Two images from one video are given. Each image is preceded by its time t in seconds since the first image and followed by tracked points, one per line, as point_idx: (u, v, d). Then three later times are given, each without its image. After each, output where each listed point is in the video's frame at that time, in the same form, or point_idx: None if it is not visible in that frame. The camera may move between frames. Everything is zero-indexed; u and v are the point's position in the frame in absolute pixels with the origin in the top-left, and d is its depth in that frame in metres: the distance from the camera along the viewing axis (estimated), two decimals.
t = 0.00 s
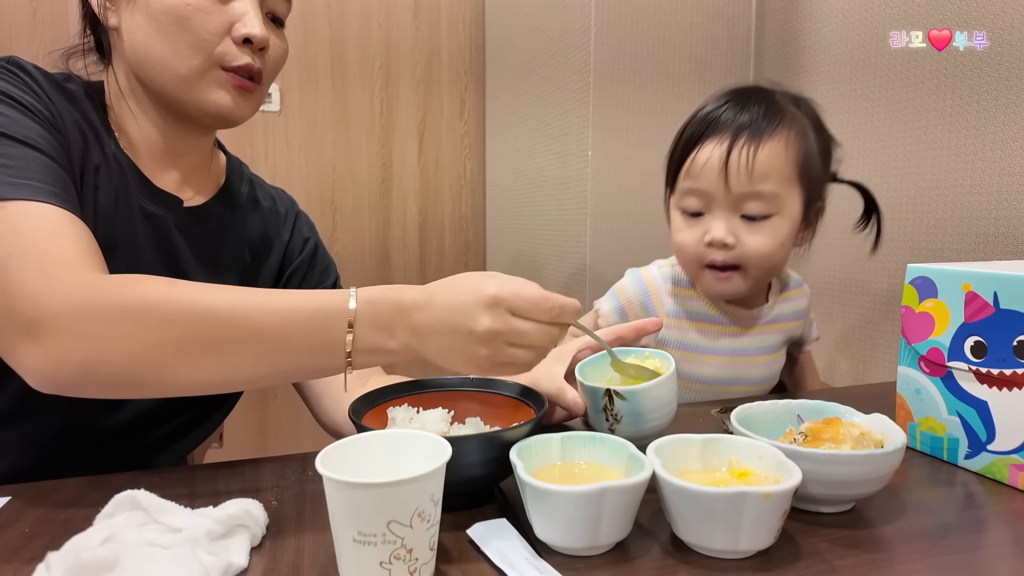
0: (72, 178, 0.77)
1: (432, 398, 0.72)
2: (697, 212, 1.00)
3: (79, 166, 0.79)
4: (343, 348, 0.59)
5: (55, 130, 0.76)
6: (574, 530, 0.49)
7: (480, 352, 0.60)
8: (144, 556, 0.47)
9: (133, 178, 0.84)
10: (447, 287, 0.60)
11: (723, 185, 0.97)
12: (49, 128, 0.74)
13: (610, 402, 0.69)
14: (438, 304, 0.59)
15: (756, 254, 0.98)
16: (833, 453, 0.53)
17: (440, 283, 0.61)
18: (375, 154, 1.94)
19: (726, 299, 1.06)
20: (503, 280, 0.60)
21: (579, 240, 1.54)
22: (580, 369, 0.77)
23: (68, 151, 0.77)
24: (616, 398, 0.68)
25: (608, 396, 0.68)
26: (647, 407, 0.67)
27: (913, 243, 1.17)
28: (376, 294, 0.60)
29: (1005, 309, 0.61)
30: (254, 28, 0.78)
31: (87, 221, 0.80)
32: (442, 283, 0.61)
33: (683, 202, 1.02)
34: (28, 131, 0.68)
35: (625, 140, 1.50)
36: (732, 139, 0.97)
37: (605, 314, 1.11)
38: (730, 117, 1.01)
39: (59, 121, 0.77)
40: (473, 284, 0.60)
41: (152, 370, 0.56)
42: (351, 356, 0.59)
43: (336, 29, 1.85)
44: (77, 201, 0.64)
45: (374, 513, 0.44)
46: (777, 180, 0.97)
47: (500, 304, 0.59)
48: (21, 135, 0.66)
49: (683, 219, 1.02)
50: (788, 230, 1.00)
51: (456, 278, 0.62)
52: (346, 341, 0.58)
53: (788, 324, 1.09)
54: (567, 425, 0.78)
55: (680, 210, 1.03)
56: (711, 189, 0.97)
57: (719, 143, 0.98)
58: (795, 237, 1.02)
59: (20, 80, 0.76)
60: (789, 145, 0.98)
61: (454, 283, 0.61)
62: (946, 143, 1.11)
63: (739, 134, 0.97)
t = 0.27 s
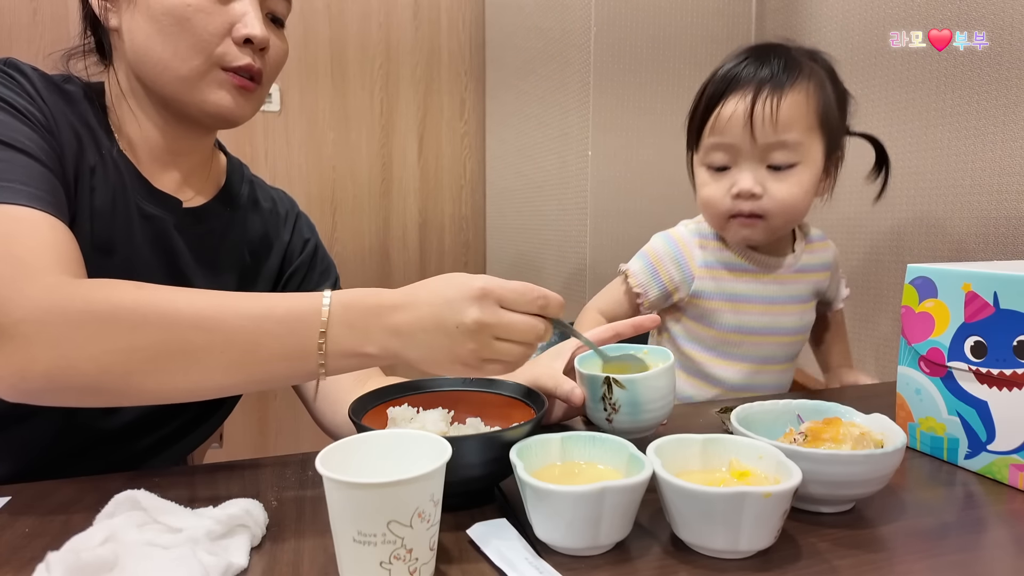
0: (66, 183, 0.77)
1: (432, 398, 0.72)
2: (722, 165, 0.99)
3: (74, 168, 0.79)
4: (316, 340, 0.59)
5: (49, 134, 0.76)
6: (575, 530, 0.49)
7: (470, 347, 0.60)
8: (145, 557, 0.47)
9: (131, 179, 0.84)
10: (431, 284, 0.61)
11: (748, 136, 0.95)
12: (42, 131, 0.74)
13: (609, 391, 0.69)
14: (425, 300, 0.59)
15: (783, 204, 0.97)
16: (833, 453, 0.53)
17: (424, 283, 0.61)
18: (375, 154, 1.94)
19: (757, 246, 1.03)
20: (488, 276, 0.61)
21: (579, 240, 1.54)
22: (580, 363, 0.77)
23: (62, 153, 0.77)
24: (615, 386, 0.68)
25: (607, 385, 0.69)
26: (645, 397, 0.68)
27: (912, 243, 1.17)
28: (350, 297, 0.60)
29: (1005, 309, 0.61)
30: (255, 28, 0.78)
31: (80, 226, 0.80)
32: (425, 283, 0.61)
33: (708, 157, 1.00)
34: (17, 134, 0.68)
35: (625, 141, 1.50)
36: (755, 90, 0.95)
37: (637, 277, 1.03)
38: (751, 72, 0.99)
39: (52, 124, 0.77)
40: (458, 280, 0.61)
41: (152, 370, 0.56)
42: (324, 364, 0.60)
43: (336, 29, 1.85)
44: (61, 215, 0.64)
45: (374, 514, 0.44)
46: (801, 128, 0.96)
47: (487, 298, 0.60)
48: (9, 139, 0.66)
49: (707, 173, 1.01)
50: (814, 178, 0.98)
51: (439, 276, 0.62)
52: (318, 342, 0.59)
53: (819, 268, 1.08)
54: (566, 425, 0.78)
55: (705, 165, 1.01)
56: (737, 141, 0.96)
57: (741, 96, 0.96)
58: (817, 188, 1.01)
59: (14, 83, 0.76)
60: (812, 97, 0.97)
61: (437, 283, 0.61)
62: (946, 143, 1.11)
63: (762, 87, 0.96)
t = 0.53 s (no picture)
0: (65, 184, 0.77)
1: (432, 398, 0.72)
2: (758, 136, 0.98)
3: (73, 168, 0.79)
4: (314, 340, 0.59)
5: (49, 135, 0.76)
6: (575, 530, 0.49)
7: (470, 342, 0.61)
8: (145, 557, 0.47)
9: (131, 179, 0.84)
10: (423, 281, 0.61)
11: (789, 106, 0.95)
12: (43, 132, 0.74)
13: (612, 389, 0.69)
14: (419, 297, 0.60)
15: (817, 174, 0.97)
16: (833, 453, 0.53)
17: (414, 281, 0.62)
18: (375, 154, 1.94)
19: (773, 212, 1.04)
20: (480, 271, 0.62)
21: (579, 240, 1.54)
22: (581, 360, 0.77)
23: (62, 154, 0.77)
24: (619, 385, 0.68)
25: (610, 384, 0.69)
26: (649, 395, 0.68)
27: (912, 243, 1.18)
28: (347, 297, 0.60)
29: (1005, 309, 0.61)
30: (256, 30, 0.78)
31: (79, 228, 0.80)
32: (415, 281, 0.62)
33: (743, 128, 0.99)
34: (17, 133, 0.68)
35: (625, 141, 1.50)
36: (793, 63, 0.95)
37: (664, 257, 1.03)
38: (782, 45, 0.98)
39: (53, 124, 0.77)
40: (451, 275, 0.61)
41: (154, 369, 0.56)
42: (321, 364, 0.60)
43: (336, 29, 1.85)
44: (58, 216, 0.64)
45: (374, 514, 0.44)
46: (835, 101, 0.97)
47: (482, 292, 0.61)
48: (9, 140, 0.66)
49: (741, 145, 0.99)
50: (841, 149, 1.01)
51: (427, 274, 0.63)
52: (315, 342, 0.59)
53: (835, 230, 1.09)
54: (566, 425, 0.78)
55: (739, 136, 1.00)
56: (777, 111, 0.96)
57: (780, 65, 0.96)
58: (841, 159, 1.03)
59: (15, 83, 0.76)
60: (841, 73, 0.99)
61: (427, 280, 0.61)
62: (946, 142, 1.11)
63: (799, 58, 0.96)
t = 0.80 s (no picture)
0: (66, 182, 0.77)
1: (432, 398, 0.72)
2: (822, 120, 0.94)
3: (75, 166, 0.79)
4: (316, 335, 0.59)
5: (51, 134, 0.76)
6: (575, 530, 0.49)
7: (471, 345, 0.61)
8: (146, 556, 0.47)
9: (133, 177, 0.84)
10: (424, 283, 0.61)
11: (852, 89, 0.94)
12: (47, 131, 0.74)
13: (612, 385, 0.69)
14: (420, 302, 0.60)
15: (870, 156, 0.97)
16: (832, 452, 0.54)
17: (415, 282, 0.62)
18: (375, 154, 1.94)
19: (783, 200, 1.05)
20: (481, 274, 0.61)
21: (579, 240, 1.55)
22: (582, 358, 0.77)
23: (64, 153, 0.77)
24: (618, 380, 0.68)
25: (610, 379, 0.69)
26: (648, 392, 0.68)
27: (912, 243, 1.17)
28: (348, 296, 0.59)
29: (1004, 309, 0.61)
30: (257, 31, 0.78)
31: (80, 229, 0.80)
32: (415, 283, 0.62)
33: (808, 112, 0.95)
34: (21, 132, 0.68)
35: (625, 141, 1.50)
36: (849, 46, 0.94)
37: (668, 253, 1.03)
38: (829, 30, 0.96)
39: (56, 123, 0.77)
40: (452, 279, 0.61)
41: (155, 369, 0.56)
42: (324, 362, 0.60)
43: (336, 29, 1.85)
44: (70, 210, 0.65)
45: (375, 513, 0.44)
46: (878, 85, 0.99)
47: (482, 296, 0.60)
48: (14, 139, 0.66)
49: (806, 129, 0.95)
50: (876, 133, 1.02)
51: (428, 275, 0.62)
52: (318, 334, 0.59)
53: (845, 219, 1.08)
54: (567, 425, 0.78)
55: (802, 121, 0.95)
56: (843, 93, 0.94)
57: (842, 48, 0.94)
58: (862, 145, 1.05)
59: (18, 82, 0.76)
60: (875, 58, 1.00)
61: (429, 281, 0.61)
62: (946, 143, 1.11)
63: (853, 43, 0.95)
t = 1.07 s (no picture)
0: (65, 184, 0.77)
1: (432, 398, 0.72)
2: (858, 115, 0.94)
3: (74, 166, 0.79)
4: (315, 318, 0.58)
5: (51, 134, 0.76)
6: (575, 530, 0.49)
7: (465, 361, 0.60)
8: (146, 556, 0.47)
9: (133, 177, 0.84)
10: (424, 295, 0.59)
11: (888, 83, 0.94)
12: (45, 131, 0.74)
13: (613, 384, 0.69)
14: (417, 313, 0.59)
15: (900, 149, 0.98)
16: (832, 452, 0.54)
17: (417, 287, 0.59)
18: (375, 154, 1.94)
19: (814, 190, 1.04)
20: (484, 294, 0.58)
21: (579, 240, 1.55)
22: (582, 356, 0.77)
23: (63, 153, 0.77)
24: (619, 378, 0.68)
25: (611, 378, 0.69)
26: (650, 390, 0.68)
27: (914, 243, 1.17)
28: (348, 291, 0.59)
29: (1004, 309, 0.61)
30: (258, 31, 0.78)
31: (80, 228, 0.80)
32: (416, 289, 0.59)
33: (846, 107, 0.94)
34: (19, 131, 0.68)
35: (625, 141, 1.50)
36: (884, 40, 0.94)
37: (696, 241, 1.04)
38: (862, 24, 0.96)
39: (55, 123, 0.77)
40: (454, 297, 0.58)
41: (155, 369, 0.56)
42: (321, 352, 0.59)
43: (336, 29, 1.85)
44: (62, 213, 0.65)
45: (374, 513, 0.44)
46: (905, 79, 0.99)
47: (482, 320, 0.58)
48: (12, 138, 0.66)
49: (844, 124, 0.94)
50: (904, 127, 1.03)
51: (432, 281, 0.60)
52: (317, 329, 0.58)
53: (875, 211, 1.07)
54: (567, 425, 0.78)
55: (840, 115, 0.94)
56: (879, 88, 0.93)
57: (879, 42, 0.93)
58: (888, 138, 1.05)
59: (17, 82, 0.76)
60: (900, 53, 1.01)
61: (433, 288, 0.59)
62: (946, 142, 1.11)
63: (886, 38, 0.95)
